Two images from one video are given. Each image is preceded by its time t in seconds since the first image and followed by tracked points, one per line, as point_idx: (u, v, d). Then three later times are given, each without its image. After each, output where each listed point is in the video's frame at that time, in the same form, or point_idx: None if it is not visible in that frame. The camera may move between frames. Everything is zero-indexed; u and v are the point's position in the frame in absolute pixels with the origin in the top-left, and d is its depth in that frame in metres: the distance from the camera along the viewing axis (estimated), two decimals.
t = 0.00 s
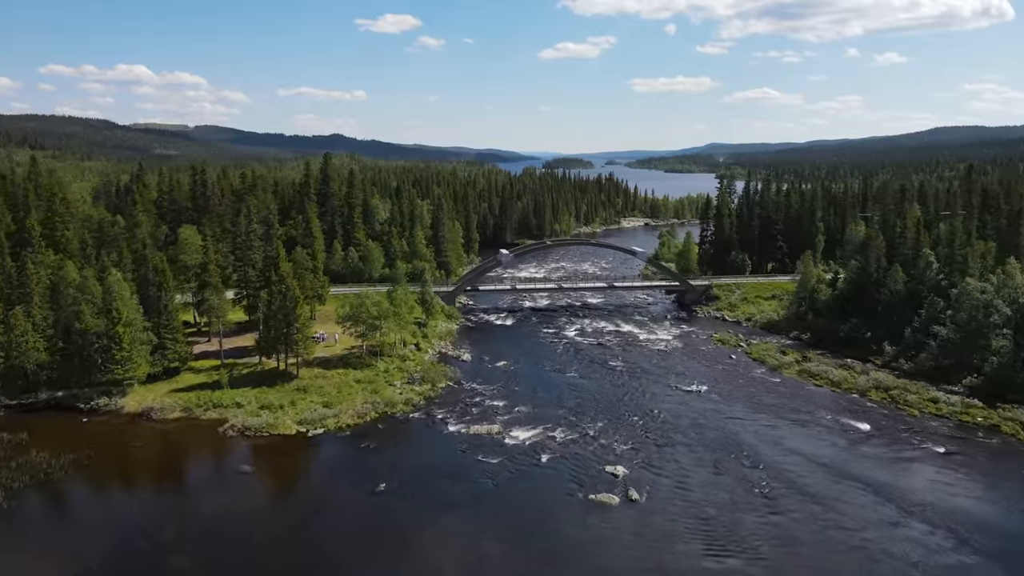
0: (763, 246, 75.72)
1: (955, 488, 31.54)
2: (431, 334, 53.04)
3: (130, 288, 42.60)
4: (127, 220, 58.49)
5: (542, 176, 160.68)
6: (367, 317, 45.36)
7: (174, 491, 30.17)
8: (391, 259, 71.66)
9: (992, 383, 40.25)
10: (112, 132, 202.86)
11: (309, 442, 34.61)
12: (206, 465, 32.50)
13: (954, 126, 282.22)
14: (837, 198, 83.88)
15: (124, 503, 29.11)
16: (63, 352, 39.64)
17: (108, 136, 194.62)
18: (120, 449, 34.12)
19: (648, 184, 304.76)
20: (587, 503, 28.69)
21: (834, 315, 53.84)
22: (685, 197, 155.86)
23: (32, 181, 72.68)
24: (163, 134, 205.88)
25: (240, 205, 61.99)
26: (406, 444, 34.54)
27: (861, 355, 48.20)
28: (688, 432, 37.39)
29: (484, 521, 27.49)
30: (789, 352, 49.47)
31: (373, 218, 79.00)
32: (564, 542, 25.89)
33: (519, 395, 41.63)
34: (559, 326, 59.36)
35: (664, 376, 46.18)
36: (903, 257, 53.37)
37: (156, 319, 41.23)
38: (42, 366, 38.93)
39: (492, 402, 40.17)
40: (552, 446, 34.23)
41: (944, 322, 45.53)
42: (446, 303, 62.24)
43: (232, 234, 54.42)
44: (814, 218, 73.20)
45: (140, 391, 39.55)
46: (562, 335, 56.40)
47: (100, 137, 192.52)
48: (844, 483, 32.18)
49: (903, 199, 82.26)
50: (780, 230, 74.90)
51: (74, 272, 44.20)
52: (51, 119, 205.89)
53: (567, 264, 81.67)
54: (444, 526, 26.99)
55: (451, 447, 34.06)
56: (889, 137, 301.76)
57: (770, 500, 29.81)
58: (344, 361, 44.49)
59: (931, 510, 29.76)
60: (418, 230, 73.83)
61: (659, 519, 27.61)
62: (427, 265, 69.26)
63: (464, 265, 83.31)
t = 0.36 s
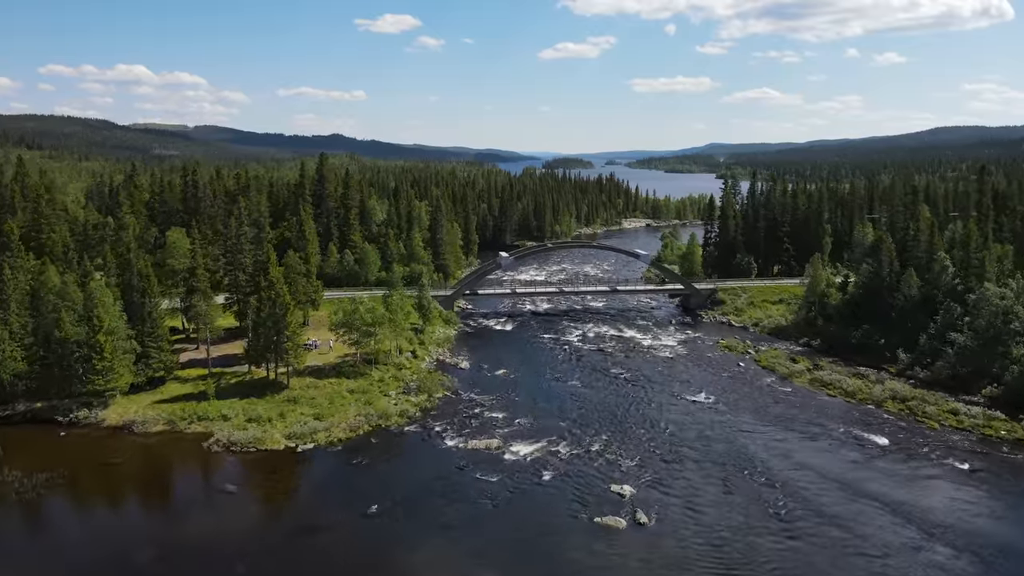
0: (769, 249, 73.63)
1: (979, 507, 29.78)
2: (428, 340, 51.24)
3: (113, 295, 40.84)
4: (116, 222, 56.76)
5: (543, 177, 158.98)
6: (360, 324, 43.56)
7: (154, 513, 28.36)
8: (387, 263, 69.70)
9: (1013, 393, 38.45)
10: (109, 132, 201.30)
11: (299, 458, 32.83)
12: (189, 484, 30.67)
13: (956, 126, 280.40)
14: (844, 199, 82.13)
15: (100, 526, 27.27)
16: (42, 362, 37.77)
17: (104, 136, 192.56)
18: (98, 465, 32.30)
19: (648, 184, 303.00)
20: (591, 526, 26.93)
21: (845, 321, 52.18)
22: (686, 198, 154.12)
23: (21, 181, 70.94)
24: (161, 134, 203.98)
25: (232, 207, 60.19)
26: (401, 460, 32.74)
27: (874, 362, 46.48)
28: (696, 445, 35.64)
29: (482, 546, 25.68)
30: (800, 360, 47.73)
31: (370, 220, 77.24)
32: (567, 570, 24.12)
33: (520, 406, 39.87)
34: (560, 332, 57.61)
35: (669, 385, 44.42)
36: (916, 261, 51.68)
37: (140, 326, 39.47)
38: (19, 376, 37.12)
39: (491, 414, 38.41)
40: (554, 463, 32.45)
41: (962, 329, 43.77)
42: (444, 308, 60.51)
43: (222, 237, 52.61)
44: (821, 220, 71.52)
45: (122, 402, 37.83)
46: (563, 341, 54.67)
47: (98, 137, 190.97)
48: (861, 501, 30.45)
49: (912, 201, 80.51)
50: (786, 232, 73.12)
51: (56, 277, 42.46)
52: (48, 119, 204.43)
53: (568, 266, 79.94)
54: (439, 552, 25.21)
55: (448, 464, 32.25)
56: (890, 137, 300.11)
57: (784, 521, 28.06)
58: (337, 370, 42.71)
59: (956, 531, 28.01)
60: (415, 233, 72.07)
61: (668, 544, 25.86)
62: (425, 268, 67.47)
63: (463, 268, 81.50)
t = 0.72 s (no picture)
0: (775, 252, 71.86)
1: (1007, 530, 27.95)
2: (425, 348, 49.38)
3: (95, 302, 38.98)
4: (102, 226, 54.90)
5: (543, 177, 157.24)
6: (354, 332, 41.71)
7: (131, 538, 26.47)
8: (383, 267, 67.68)
9: None
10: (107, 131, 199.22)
11: (287, 477, 30.91)
12: (169, 505, 28.81)
13: (958, 125, 278.62)
14: (851, 200, 80.36)
15: (72, 554, 25.38)
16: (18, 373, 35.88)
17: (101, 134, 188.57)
18: (74, 484, 30.44)
19: (648, 184, 301.25)
20: (595, 555, 25.10)
21: (857, 327, 50.43)
22: (688, 198, 152.33)
23: (8, 182, 69.00)
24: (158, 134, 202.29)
25: (223, 209, 58.29)
26: (394, 480, 30.81)
27: (889, 371, 44.71)
28: (705, 461, 33.84)
29: None
30: (811, 368, 45.91)
31: (366, 222, 75.40)
32: None
33: (520, 419, 38.03)
34: (562, 338, 55.79)
35: (675, 395, 42.61)
36: (931, 265, 49.99)
37: (122, 335, 37.59)
38: None
39: (490, 428, 36.56)
40: (557, 482, 30.56)
41: (981, 337, 41.98)
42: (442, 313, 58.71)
43: (211, 241, 50.67)
44: (829, 222, 69.87)
45: (103, 416, 36.01)
46: (565, 348, 52.84)
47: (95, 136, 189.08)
48: (882, 523, 28.64)
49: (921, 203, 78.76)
50: (793, 235, 71.30)
51: (35, 284, 40.63)
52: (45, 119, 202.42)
53: (569, 270, 78.13)
54: None
55: (444, 485, 30.33)
56: (892, 137, 298.41)
57: (801, 548, 26.26)
58: (329, 380, 40.86)
59: (985, 558, 26.19)
60: (412, 235, 70.20)
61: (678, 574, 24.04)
62: (422, 271, 65.64)
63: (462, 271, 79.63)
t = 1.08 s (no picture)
0: (782, 254, 69.76)
1: None
2: (421, 355, 47.49)
3: (73, 310, 36.98)
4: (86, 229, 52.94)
5: (544, 177, 155.89)
6: (346, 340, 39.82)
7: (104, 563, 24.63)
8: (379, 271, 65.69)
9: None
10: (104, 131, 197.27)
11: (273, 498, 29.10)
12: (147, 527, 26.95)
13: (960, 125, 276.95)
14: (859, 201, 78.56)
15: None
16: None
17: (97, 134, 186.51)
18: (46, 503, 28.55)
19: (648, 185, 299.59)
20: None
21: (870, 334, 48.61)
22: (690, 199, 150.40)
23: None
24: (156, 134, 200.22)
25: (213, 210, 56.33)
26: (386, 500, 28.97)
27: (904, 381, 42.85)
28: (714, 478, 31.93)
29: None
30: (823, 378, 44.02)
31: (362, 224, 73.53)
32: None
33: (520, 433, 36.17)
34: (563, 344, 53.91)
35: (681, 406, 40.73)
36: (947, 270, 48.15)
37: (101, 345, 35.62)
38: None
39: (488, 443, 34.71)
40: (560, 504, 28.71)
41: (1002, 345, 40.10)
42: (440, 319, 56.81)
43: (199, 244, 48.68)
44: (837, 224, 68.09)
45: (79, 431, 34.13)
46: (566, 355, 50.97)
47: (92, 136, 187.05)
48: (905, 547, 26.80)
49: (930, 204, 76.98)
50: (801, 236, 69.39)
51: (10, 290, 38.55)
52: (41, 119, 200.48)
53: (571, 272, 76.37)
54: None
55: (439, 506, 28.48)
56: (894, 137, 296.70)
57: None
58: (320, 392, 39.01)
59: None
60: (409, 238, 68.32)
61: None
62: (419, 274, 63.73)
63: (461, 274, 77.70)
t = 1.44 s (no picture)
0: (789, 257, 68.05)
1: None
2: (417, 364, 45.58)
3: (46, 319, 34.87)
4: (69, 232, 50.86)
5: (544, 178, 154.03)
6: (337, 351, 37.81)
7: None
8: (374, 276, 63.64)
9: None
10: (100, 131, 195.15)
11: (255, 521, 27.20)
12: (118, 553, 25.01)
13: (962, 125, 275.21)
14: (868, 203, 76.68)
15: None
16: None
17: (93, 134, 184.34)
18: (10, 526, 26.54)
19: (648, 185, 297.83)
20: None
21: (884, 342, 46.70)
22: (693, 199, 148.42)
23: None
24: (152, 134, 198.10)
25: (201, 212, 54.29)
26: (376, 525, 27.04)
27: (922, 391, 40.94)
28: (725, 499, 29.93)
29: None
30: (837, 388, 42.07)
31: (358, 226, 71.51)
32: None
33: (519, 450, 34.22)
34: (564, 352, 51.99)
35: (689, 419, 38.76)
36: (965, 275, 46.25)
37: (76, 356, 33.52)
38: None
39: (486, 461, 32.77)
40: (562, 529, 26.78)
41: None
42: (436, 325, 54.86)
43: (185, 247, 46.65)
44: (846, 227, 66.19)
45: (52, 448, 32.05)
46: (567, 364, 49.03)
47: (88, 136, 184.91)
48: None
49: (940, 208, 75.10)
50: (809, 239, 67.39)
51: None
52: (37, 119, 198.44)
53: (571, 276, 74.44)
54: None
55: (433, 532, 26.54)
56: (896, 137, 294.91)
57: None
58: (309, 405, 37.04)
59: None
60: (406, 240, 66.28)
61: None
62: (415, 278, 61.75)
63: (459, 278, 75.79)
